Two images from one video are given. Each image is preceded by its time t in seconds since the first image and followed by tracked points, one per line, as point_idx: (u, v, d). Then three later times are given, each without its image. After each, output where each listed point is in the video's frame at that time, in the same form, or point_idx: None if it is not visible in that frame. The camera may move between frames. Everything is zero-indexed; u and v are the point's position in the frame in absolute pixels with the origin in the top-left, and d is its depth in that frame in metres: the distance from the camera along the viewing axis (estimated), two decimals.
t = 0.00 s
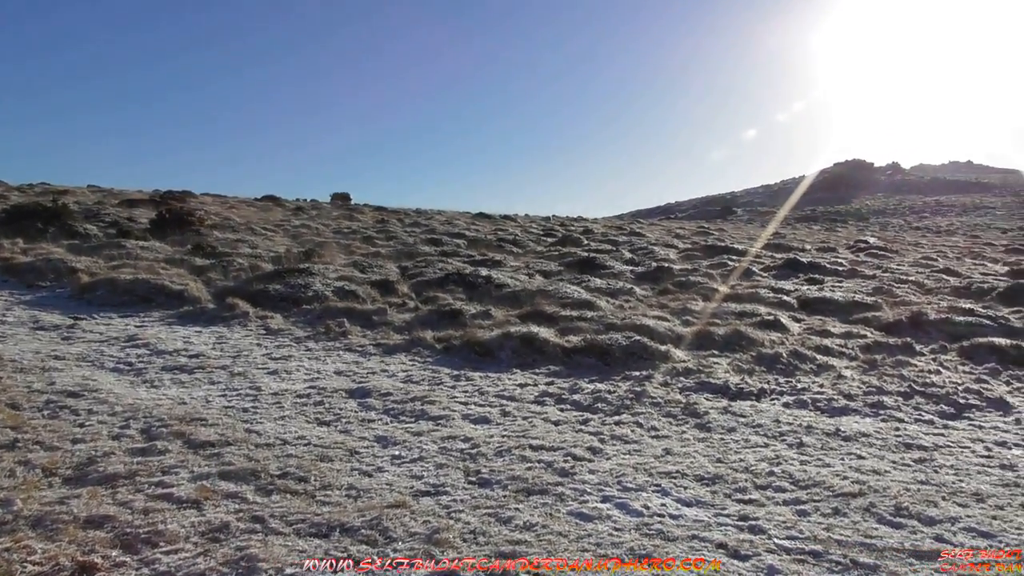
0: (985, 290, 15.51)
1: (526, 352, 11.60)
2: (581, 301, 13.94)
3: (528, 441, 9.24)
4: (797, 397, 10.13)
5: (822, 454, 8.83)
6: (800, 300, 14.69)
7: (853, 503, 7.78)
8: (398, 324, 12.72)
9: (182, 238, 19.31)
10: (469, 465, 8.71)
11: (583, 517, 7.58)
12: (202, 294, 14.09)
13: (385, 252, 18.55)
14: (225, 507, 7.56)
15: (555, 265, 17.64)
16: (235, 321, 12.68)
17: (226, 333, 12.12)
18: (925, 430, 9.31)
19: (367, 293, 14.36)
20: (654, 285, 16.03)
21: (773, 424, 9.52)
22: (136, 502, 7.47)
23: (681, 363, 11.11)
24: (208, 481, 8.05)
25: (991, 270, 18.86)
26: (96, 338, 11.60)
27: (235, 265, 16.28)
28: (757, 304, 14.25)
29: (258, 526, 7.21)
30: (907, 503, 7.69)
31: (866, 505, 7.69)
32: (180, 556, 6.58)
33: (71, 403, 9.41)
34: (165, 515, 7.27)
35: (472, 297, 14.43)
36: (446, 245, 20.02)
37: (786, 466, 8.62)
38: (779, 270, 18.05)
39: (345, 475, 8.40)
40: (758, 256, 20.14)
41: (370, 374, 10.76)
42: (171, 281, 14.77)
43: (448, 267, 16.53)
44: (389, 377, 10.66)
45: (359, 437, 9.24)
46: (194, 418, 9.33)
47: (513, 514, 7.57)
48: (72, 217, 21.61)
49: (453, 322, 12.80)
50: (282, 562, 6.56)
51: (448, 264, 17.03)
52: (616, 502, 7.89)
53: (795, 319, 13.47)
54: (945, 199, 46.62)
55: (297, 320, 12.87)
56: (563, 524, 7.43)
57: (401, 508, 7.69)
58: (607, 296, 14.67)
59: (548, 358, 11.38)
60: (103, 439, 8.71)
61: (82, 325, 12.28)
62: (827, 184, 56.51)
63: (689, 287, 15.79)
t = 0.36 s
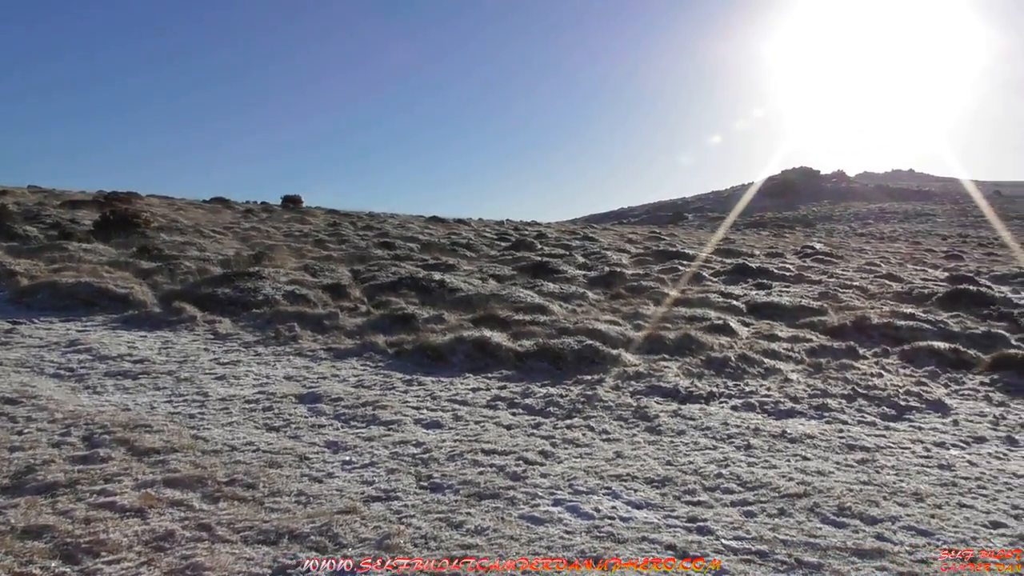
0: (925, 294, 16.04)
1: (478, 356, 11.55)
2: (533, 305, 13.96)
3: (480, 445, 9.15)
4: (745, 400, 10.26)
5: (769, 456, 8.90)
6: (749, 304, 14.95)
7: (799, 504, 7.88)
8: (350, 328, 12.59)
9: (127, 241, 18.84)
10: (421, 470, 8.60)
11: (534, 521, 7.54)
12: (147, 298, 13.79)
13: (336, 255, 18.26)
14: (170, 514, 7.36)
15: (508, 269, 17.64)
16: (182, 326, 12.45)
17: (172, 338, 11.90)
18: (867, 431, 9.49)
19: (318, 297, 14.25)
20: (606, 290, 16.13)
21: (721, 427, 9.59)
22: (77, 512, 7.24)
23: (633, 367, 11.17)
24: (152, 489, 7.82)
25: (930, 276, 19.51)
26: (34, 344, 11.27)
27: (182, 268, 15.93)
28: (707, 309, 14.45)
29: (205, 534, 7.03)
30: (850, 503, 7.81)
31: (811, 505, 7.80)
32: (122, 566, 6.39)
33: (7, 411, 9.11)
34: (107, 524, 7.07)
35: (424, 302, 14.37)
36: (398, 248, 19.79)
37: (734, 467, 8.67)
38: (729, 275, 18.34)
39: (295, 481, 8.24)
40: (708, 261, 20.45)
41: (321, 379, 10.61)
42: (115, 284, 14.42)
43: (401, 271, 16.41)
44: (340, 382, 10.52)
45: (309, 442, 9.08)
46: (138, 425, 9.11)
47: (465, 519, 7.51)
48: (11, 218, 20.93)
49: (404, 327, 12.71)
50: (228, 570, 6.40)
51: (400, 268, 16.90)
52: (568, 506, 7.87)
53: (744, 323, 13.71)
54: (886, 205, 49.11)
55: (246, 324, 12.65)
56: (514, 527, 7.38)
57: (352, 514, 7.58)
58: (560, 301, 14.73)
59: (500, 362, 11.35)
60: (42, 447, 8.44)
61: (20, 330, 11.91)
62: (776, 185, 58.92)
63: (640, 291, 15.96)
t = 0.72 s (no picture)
0: (874, 296, 16.44)
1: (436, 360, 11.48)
2: (490, 308, 13.97)
3: (437, 449, 9.00)
4: (700, 400, 10.31)
5: (723, 456, 8.86)
6: (704, 306, 15.14)
7: (751, 503, 7.89)
8: (306, 333, 12.47)
9: (75, 245, 18.37)
10: (377, 475, 8.45)
11: (491, 525, 7.46)
12: (97, 304, 13.50)
13: (291, 259, 17.94)
14: (120, 524, 7.17)
15: (466, 273, 17.63)
16: (132, 332, 12.23)
17: (122, 344, 11.69)
18: (819, 430, 9.54)
19: (273, 302, 14.08)
20: (564, 293, 16.21)
21: (677, 428, 9.55)
22: (22, 522, 7.03)
23: (590, 369, 11.18)
24: (101, 498, 7.62)
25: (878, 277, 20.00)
26: None
27: (134, 273, 15.58)
28: (663, 311, 14.57)
29: (155, 543, 6.86)
30: (802, 501, 7.85)
31: (763, 504, 7.82)
32: None
33: None
34: (54, 535, 6.87)
35: (381, 305, 14.28)
36: (355, 252, 19.56)
37: (689, 468, 8.63)
38: (685, 278, 18.53)
39: (249, 488, 8.06)
40: (664, 264, 20.68)
41: (276, 384, 10.44)
42: (62, 289, 14.08)
43: (357, 275, 16.27)
44: (296, 388, 10.36)
45: (264, 449, 8.88)
46: (87, 433, 8.90)
47: (422, 523, 7.40)
48: None
49: (361, 331, 12.61)
50: None
51: (357, 272, 16.75)
52: (525, 508, 7.79)
53: (699, 325, 13.89)
54: (837, 206, 51.47)
55: (199, 330, 12.46)
56: (471, 531, 7.30)
57: (306, 520, 7.43)
58: (517, 304, 14.76)
59: (458, 365, 11.30)
60: None
61: None
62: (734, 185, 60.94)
63: (598, 294, 16.08)
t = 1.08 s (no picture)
0: (832, 296, 16.75)
1: (399, 364, 11.39)
2: (454, 312, 13.96)
3: (401, 453, 8.71)
4: (663, 401, 10.31)
5: (685, 456, 8.66)
6: (666, 308, 15.28)
7: (713, 501, 7.75)
8: (267, 338, 12.35)
9: (29, 250, 17.90)
10: (340, 479, 8.17)
11: (456, 528, 7.26)
12: (52, 310, 13.21)
13: (252, 263, 17.68)
14: (77, 534, 6.91)
15: (430, 276, 17.60)
16: (88, 339, 12.00)
17: (78, 352, 11.47)
18: (779, 430, 9.54)
19: (233, 306, 13.88)
20: (528, 295, 16.25)
21: (640, 428, 9.39)
22: None
23: (553, 371, 11.16)
24: (57, 508, 7.36)
25: (835, 278, 20.35)
26: None
27: (90, 279, 15.23)
28: (626, 313, 14.66)
29: (112, 553, 6.63)
30: (762, 499, 7.74)
31: (725, 502, 7.70)
32: None
33: None
34: (5, 547, 6.60)
35: (344, 309, 14.17)
36: (317, 255, 19.32)
37: (652, 468, 8.42)
38: (648, 280, 18.70)
39: (209, 496, 7.77)
40: (626, 266, 20.87)
41: (237, 391, 10.27)
42: (16, 296, 13.72)
43: (320, 279, 16.13)
44: (257, 393, 10.19)
45: (225, 455, 8.59)
46: (41, 443, 8.65)
47: (385, 528, 7.19)
48: None
49: (323, 335, 12.50)
50: None
51: (320, 275, 16.60)
52: (488, 511, 7.57)
53: (662, 326, 14.02)
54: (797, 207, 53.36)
55: (158, 336, 12.27)
56: (436, 535, 7.10)
57: (268, 527, 7.18)
58: (480, 307, 14.74)
59: (422, 369, 11.22)
60: None
61: None
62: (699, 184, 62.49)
63: (561, 296, 16.16)
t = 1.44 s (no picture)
0: (795, 297, 17.02)
1: (366, 367, 11.31)
2: (421, 315, 13.92)
3: (367, 457, 8.59)
4: (629, 402, 10.36)
5: (651, 457, 8.69)
6: (633, 310, 15.38)
7: (678, 502, 7.78)
8: (232, 342, 12.20)
9: None
10: (305, 485, 8.03)
11: (422, 532, 7.17)
12: (9, 315, 12.85)
13: (218, 268, 17.42)
14: (33, 544, 6.71)
15: (398, 279, 17.53)
16: (46, 345, 11.73)
17: (35, 358, 11.20)
18: (744, 429, 9.64)
19: (197, 311, 13.67)
20: (495, 298, 16.26)
21: (606, 430, 9.43)
22: None
23: (521, 374, 11.16)
24: (12, 518, 7.14)
25: (798, 279, 20.67)
26: None
27: (49, 284, 14.85)
28: (593, 315, 14.74)
29: (70, 563, 6.45)
30: (726, 498, 7.80)
31: (690, 502, 7.73)
32: None
33: None
34: None
35: (310, 313, 14.05)
36: (283, 259, 19.11)
37: (619, 469, 8.41)
38: (615, 282, 18.82)
39: (171, 503, 7.60)
40: (594, 268, 20.98)
41: (200, 396, 10.13)
42: None
43: (285, 283, 15.97)
44: (221, 399, 10.05)
45: (187, 462, 8.42)
46: None
47: (350, 533, 7.07)
48: None
49: (289, 340, 12.38)
50: None
51: (286, 280, 16.44)
52: (455, 515, 7.49)
53: (628, 328, 14.13)
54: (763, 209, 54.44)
55: (119, 342, 12.04)
56: (401, 539, 7.01)
57: (231, 534, 7.03)
58: (448, 310, 14.70)
59: (389, 373, 11.16)
60: None
61: None
62: (668, 185, 63.74)
63: (528, 299, 16.19)
